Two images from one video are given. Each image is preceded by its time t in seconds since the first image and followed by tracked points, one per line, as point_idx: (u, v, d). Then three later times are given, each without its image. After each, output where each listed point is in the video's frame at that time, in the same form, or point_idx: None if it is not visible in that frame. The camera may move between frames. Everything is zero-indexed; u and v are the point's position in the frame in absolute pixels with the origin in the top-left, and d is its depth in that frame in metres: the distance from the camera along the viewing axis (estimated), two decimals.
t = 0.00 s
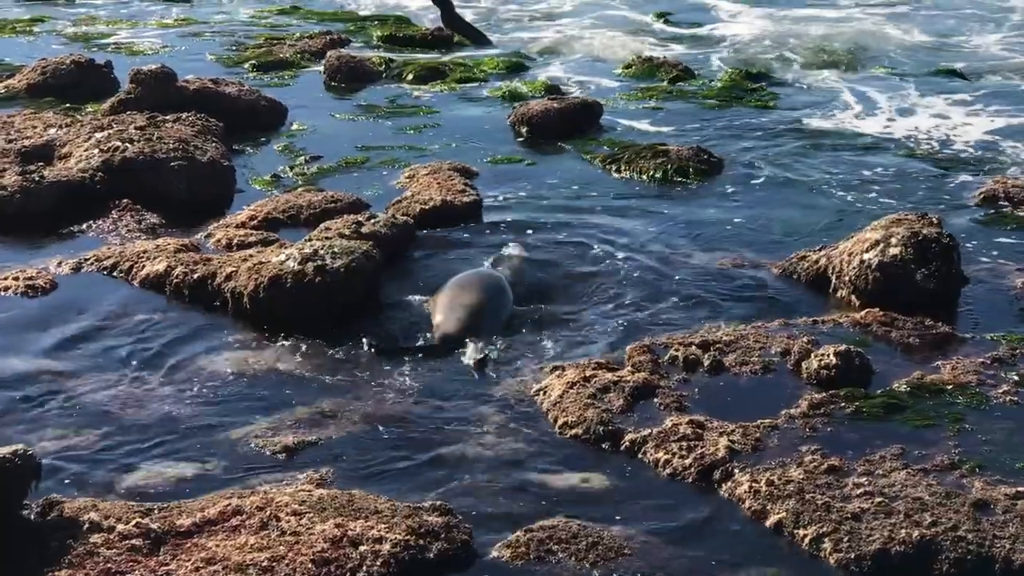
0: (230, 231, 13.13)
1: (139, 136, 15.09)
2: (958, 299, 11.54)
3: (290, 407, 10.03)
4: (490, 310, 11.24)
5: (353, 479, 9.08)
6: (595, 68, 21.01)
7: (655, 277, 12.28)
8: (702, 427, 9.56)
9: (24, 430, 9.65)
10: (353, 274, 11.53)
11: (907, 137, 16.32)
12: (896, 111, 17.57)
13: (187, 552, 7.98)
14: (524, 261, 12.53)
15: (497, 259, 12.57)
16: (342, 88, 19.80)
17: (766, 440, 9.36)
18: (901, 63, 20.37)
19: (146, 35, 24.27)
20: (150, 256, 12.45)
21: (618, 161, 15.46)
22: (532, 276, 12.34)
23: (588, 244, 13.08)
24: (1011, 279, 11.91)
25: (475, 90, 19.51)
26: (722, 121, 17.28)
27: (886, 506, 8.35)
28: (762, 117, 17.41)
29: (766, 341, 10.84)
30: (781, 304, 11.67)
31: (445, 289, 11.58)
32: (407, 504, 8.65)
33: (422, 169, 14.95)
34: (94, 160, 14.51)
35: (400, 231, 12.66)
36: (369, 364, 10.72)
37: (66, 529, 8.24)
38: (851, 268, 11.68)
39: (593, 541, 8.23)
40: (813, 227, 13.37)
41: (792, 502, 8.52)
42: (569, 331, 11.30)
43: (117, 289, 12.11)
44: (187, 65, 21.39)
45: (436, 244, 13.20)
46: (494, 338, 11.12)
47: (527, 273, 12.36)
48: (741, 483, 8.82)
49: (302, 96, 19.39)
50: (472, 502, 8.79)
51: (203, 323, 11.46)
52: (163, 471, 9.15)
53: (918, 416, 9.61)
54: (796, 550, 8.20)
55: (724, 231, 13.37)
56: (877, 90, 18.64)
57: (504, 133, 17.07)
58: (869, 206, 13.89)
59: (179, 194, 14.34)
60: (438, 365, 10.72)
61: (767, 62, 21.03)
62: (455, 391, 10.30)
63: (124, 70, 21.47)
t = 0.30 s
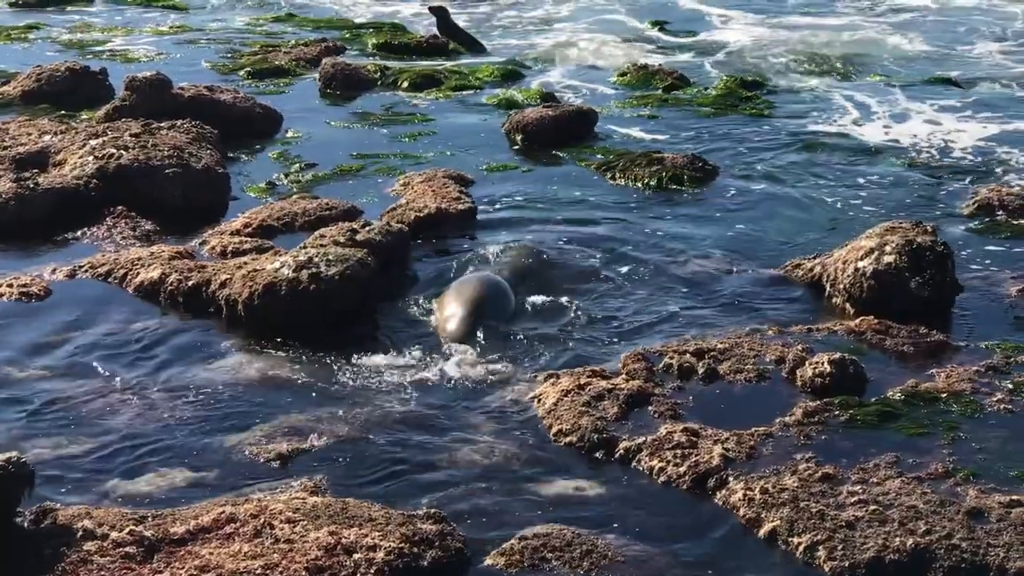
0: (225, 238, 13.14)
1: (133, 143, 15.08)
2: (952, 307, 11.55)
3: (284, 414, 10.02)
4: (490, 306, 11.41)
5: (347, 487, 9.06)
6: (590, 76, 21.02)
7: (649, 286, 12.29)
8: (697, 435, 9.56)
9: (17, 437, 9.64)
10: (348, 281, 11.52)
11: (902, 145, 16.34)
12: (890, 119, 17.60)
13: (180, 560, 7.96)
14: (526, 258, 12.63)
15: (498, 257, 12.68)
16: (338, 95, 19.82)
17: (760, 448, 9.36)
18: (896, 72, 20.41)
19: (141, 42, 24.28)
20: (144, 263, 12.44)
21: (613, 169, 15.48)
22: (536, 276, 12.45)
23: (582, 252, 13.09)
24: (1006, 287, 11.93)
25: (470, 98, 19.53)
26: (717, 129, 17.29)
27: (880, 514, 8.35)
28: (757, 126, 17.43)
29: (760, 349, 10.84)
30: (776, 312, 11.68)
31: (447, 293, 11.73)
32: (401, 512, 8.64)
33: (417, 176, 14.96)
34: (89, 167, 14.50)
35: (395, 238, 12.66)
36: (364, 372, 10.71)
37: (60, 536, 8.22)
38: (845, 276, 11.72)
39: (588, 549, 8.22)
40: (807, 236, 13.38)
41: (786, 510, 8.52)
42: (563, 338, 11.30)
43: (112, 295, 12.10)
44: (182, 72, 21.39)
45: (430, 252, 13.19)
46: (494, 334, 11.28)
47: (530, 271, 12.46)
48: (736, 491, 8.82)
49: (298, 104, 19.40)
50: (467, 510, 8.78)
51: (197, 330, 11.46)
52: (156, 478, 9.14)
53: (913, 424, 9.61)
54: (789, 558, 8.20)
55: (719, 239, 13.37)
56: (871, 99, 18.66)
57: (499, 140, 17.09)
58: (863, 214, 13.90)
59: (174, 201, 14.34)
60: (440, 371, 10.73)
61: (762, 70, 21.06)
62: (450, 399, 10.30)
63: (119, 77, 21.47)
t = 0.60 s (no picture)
0: (216, 244, 13.14)
1: (124, 149, 15.07)
2: (943, 315, 11.57)
3: (274, 421, 10.01)
4: (483, 306, 11.61)
5: (337, 494, 9.05)
6: (582, 84, 21.04)
7: (640, 294, 12.30)
8: (687, 442, 9.57)
9: (6, 445, 9.61)
10: (339, 288, 11.51)
11: (893, 154, 16.36)
12: (881, 127, 17.62)
13: (170, 567, 7.94)
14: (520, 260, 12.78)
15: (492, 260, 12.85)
16: (330, 102, 19.83)
17: (751, 456, 9.36)
18: (887, 80, 20.44)
19: (132, 49, 24.26)
20: (135, 269, 12.43)
21: (604, 176, 15.51)
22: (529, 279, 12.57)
23: (573, 260, 13.10)
24: (996, 295, 11.96)
25: (461, 105, 19.55)
26: (708, 138, 17.32)
27: (870, 522, 8.35)
28: (748, 134, 17.45)
29: (751, 356, 10.85)
30: (767, 320, 11.69)
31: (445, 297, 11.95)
32: (392, 518, 8.62)
33: (409, 183, 14.97)
34: (79, 174, 14.49)
35: (386, 245, 12.66)
36: (355, 379, 10.71)
37: (50, 543, 8.21)
38: (836, 283, 11.77)
39: (578, 556, 8.20)
40: (798, 244, 13.40)
41: (776, 518, 8.52)
42: (554, 345, 11.31)
43: (102, 302, 12.09)
44: (173, 79, 21.38)
45: (421, 259, 13.20)
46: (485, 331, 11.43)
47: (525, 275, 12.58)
48: (726, 498, 8.82)
49: (289, 111, 19.40)
50: (457, 518, 8.76)
51: (188, 337, 11.45)
52: (146, 485, 9.12)
53: (903, 432, 9.62)
54: (780, 566, 8.20)
55: (710, 247, 13.38)
56: (862, 108, 18.69)
57: (491, 148, 17.10)
58: (854, 223, 13.93)
59: (165, 208, 14.33)
60: (435, 376, 10.74)
61: (753, 78, 21.09)
62: (440, 406, 10.30)
63: (111, 84, 21.46)
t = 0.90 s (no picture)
0: (203, 253, 13.14)
1: (111, 157, 15.06)
2: (929, 325, 11.59)
3: (261, 430, 10.00)
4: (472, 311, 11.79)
5: (323, 503, 9.03)
6: (570, 93, 21.07)
7: (627, 302, 12.31)
8: (673, 451, 9.57)
9: None
10: (325, 297, 11.50)
11: (879, 163, 16.40)
12: (867, 137, 17.66)
13: None
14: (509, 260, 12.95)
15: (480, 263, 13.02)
16: (317, 111, 19.83)
17: (737, 465, 9.37)
18: (873, 90, 20.49)
19: (119, 57, 24.24)
20: (122, 277, 12.43)
21: (591, 185, 15.56)
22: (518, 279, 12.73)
23: (560, 270, 13.11)
24: (981, 304, 12.00)
25: (449, 114, 19.57)
26: (694, 147, 17.34)
27: (856, 531, 8.36)
28: (734, 143, 17.47)
29: (737, 366, 10.86)
30: (751, 329, 11.71)
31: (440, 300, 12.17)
32: (378, 527, 8.59)
33: (396, 192, 14.97)
34: (66, 182, 14.47)
35: (373, 253, 12.66)
36: (341, 388, 10.70)
37: (35, 552, 8.17)
38: (823, 292, 11.77)
39: (564, 565, 8.17)
40: (784, 253, 13.42)
41: (762, 527, 8.52)
42: (540, 354, 11.32)
43: (88, 310, 12.08)
44: (161, 87, 21.38)
45: (408, 268, 13.20)
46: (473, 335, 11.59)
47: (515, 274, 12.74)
48: (713, 507, 8.82)
49: (277, 119, 19.39)
50: (443, 526, 8.75)
51: (174, 346, 11.45)
52: (131, 494, 9.10)
53: (889, 441, 9.63)
54: None
55: (696, 256, 13.40)
56: (849, 117, 18.72)
57: (478, 156, 17.12)
58: (841, 232, 13.95)
59: (152, 216, 14.32)
60: (422, 385, 10.75)
61: (740, 88, 21.12)
62: (425, 415, 10.28)
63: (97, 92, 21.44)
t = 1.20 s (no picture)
0: (194, 260, 13.14)
1: (102, 164, 15.05)
2: (919, 331, 11.61)
3: (251, 437, 9.99)
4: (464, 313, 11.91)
5: (314, 510, 9.02)
6: (561, 100, 21.10)
7: (617, 310, 12.32)
8: (664, 458, 9.58)
9: None
10: (316, 304, 11.50)
11: (869, 170, 16.44)
12: (856, 144, 17.69)
13: None
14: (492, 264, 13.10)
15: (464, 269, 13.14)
16: (308, 118, 19.84)
17: (728, 472, 9.37)
18: (864, 97, 20.53)
19: (110, 64, 24.23)
20: (112, 285, 12.42)
21: (582, 192, 15.56)
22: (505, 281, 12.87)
23: (551, 277, 13.13)
24: (971, 311, 12.03)
25: (440, 122, 19.60)
26: (685, 154, 17.37)
27: (846, 538, 8.36)
28: (725, 150, 17.51)
29: (728, 373, 10.87)
30: (741, 336, 11.74)
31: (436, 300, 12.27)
32: (369, 535, 8.58)
33: (387, 199, 14.98)
34: (56, 189, 14.46)
35: (363, 260, 12.66)
36: (332, 395, 10.70)
37: (24, 560, 8.13)
38: (813, 299, 11.78)
39: (555, 571, 8.15)
40: (774, 260, 13.44)
41: (753, 534, 8.53)
42: (531, 361, 11.32)
43: (78, 317, 12.08)
44: (152, 95, 21.38)
45: (399, 276, 13.21)
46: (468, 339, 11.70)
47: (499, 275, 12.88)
48: (703, 514, 8.82)
49: (268, 127, 19.39)
50: (433, 533, 8.73)
51: (165, 354, 11.44)
52: (122, 502, 9.07)
53: (879, 447, 9.65)
54: None
55: (686, 263, 13.42)
56: (839, 125, 18.77)
57: (469, 163, 17.13)
58: (831, 239, 13.98)
59: (142, 224, 14.28)
60: (413, 393, 10.75)
61: (730, 95, 21.17)
62: (416, 422, 10.29)
63: (88, 99, 21.44)
